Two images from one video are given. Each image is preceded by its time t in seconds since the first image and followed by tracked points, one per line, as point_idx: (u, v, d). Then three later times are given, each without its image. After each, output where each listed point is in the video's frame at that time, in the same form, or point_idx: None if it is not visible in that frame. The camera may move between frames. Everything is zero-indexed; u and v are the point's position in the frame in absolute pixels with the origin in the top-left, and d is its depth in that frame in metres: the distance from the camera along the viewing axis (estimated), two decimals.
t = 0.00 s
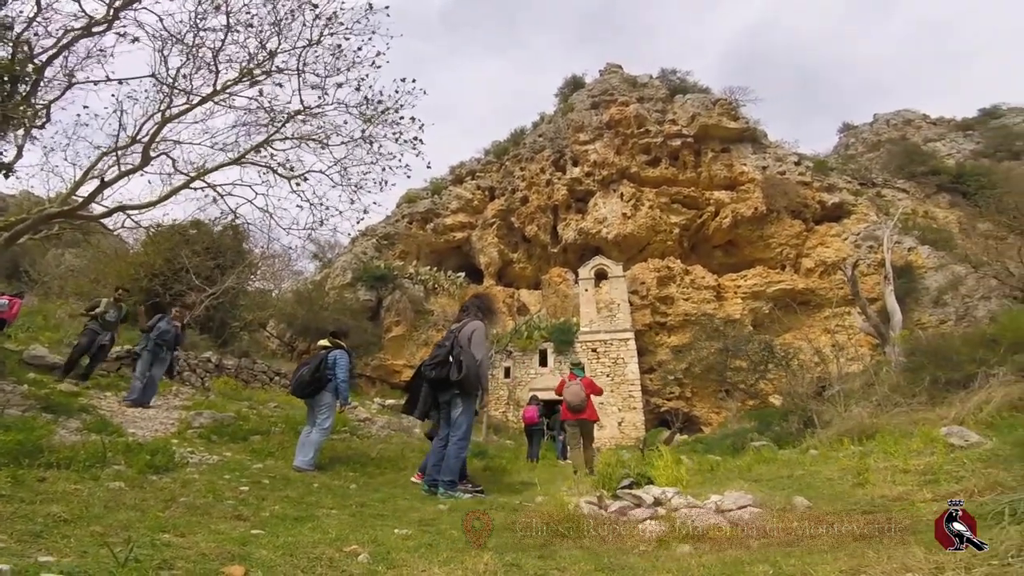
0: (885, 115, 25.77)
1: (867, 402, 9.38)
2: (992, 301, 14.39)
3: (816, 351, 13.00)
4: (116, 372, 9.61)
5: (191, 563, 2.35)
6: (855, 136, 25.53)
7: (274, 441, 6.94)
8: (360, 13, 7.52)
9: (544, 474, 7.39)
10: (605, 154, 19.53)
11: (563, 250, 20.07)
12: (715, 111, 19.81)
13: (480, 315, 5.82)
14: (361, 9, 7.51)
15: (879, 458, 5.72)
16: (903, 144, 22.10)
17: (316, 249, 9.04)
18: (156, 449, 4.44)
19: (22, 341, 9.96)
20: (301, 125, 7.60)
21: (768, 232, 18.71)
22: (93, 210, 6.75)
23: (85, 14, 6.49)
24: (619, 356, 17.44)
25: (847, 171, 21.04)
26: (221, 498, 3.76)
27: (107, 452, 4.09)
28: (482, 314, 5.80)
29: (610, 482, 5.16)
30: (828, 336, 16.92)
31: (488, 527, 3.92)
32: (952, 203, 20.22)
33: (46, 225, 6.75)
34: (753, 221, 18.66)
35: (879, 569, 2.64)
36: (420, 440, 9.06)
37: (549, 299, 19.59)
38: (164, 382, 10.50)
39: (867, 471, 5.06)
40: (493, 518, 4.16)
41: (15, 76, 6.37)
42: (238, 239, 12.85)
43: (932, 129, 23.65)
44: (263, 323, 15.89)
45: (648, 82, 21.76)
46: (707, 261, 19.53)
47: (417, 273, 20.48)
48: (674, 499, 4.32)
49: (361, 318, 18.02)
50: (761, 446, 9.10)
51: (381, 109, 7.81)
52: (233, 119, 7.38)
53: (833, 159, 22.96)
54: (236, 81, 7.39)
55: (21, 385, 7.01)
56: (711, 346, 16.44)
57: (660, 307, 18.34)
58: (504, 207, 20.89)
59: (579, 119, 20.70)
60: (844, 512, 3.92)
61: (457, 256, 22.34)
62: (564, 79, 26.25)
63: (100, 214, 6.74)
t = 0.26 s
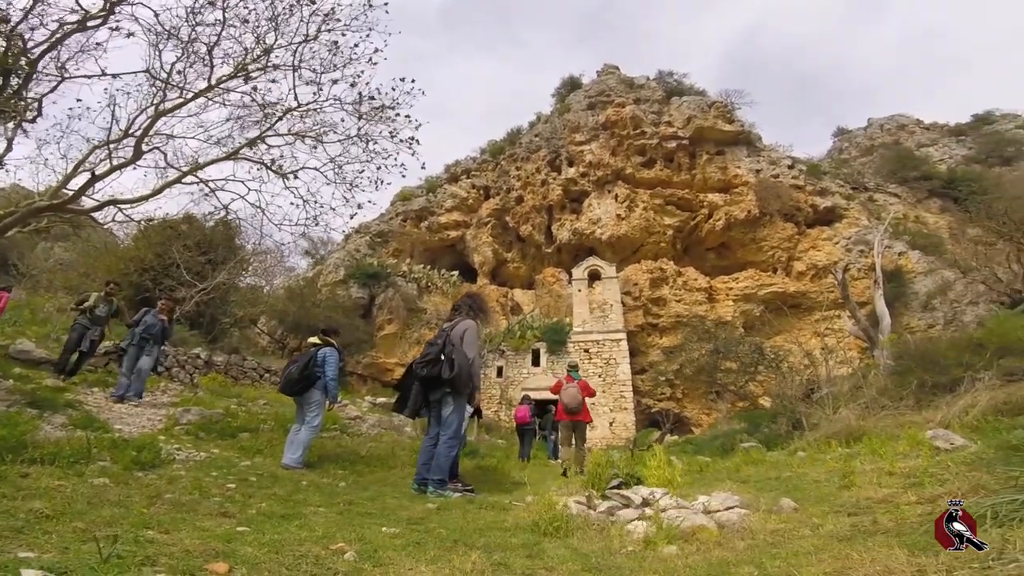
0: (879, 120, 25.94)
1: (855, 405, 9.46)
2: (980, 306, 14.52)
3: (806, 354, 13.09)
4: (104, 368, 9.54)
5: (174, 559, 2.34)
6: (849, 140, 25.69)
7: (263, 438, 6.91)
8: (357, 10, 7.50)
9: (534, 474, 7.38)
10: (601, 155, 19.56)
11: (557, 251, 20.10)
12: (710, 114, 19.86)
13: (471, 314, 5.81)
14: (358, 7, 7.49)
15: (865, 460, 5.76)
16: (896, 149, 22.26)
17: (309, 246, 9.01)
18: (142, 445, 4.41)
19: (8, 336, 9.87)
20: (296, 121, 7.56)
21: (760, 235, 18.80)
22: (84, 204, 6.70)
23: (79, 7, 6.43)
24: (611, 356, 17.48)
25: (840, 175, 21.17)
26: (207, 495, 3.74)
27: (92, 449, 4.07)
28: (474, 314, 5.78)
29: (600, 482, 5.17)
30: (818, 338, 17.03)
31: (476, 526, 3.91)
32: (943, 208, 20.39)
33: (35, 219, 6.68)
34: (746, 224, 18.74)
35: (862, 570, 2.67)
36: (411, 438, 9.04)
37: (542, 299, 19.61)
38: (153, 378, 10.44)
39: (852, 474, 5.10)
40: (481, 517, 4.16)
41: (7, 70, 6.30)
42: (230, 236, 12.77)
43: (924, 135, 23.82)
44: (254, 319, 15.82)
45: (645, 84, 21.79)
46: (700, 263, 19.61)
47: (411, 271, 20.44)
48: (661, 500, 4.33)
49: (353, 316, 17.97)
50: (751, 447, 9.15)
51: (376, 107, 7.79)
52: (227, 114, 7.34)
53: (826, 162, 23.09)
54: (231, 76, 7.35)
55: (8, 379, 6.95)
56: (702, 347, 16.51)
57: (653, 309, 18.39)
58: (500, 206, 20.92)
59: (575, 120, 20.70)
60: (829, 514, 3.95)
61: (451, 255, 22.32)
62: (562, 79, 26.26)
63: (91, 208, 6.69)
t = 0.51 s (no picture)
0: (872, 123, 26.08)
1: (845, 406, 9.52)
2: (969, 309, 14.65)
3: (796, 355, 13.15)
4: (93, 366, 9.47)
5: (160, 558, 2.32)
6: (843, 143, 25.82)
7: (254, 437, 6.87)
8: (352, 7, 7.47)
9: (527, 474, 7.39)
10: (596, 156, 19.58)
11: (552, 251, 20.12)
12: (706, 115, 19.91)
13: (466, 314, 5.79)
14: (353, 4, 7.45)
15: (853, 461, 5.81)
16: (888, 151, 22.39)
17: (302, 244, 8.97)
18: (130, 444, 4.38)
19: None
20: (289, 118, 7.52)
21: (753, 237, 18.88)
22: (74, 201, 6.64)
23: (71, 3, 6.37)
24: (604, 356, 17.51)
25: (833, 177, 21.28)
26: (195, 494, 3.72)
27: (80, 447, 4.04)
28: (468, 314, 5.77)
29: (590, 482, 5.18)
30: (809, 340, 17.13)
31: (467, 526, 3.91)
32: (934, 211, 20.54)
33: (23, 216, 6.61)
34: (739, 225, 18.81)
35: (849, 572, 2.68)
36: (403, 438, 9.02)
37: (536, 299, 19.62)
38: (142, 377, 10.38)
39: (840, 475, 5.12)
40: (472, 517, 4.15)
41: None
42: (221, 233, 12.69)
43: (916, 138, 23.98)
44: (246, 317, 15.76)
45: (640, 84, 21.82)
46: (693, 264, 19.67)
47: (405, 270, 20.40)
48: (652, 500, 4.35)
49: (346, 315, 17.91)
50: (742, 447, 9.19)
51: (370, 104, 7.76)
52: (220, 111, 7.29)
53: (819, 164, 23.22)
54: (224, 72, 7.30)
55: None
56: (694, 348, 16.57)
57: (646, 309, 18.44)
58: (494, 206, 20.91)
59: (571, 120, 20.69)
60: (818, 515, 3.97)
61: (445, 254, 22.29)
62: (557, 79, 26.27)
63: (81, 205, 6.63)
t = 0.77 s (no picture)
0: (866, 128, 26.24)
1: (834, 409, 9.59)
2: (958, 314, 14.78)
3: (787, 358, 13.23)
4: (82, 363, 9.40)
5: (145, 556, 2.31)
6: (836, 147, 25.98)
7: (243, 436, 6.83)
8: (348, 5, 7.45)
9: (519, 475, 7.39)
10: (591, 157, 19.61)
11: (547, 252, 20.15)
12: (702, 119, 19.98)
13: (460, 315, 5.79)
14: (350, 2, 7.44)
15: (841, 463, 5.85)
16: (881, 157, 22.55)
17: (295, 241, 8.94)
18: (117, 442, 4.35)
19: None
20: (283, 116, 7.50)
21: (746, 240, 18.96)
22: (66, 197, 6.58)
23: None
24: (597, 358, 17.53)
25: (826, 182, 21.41)
26: (182, 492, 3.70)
27: (66, 445, 4.01)
28: (462, 314, 5.76)
29: (581, 484, 5.18)
30: (800, 343, 17.24)
31: (457, 526, 3.92)
32: (925, 217, 20.71)
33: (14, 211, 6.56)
34: (732, 229, 18.90)
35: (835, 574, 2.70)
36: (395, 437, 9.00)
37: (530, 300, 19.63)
38: (131, 374, 10.31)
39: (828, 478, 5.15)
40: (462, 518, 4.14)
41: None
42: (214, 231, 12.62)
43: (909, 144, 24.16)
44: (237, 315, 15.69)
45: (637, 87, 21.87)
46: (686, 267, 19.75)
47: (399, 270, 20.35)
48: (640, 502, 4.36)
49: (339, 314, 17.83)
50: (731, 449, 9.23)
51: (365, 102, 7.75)
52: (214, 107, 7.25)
53: (813, 169, 23.35)
54: (219, 69, 7.26)
55: None
56: (686, 351, 16.63)
57: (639, 311, 18.48)
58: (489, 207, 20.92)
59: (567, 122, 20.69)
60: (805, 517, 3.99)
61: (440, 254, 22.26)
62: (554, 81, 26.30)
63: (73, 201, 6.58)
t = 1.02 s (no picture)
0: (861, 133, 26.39)
1: (825, 412, 9.64)
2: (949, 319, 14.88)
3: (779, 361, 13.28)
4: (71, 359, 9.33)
5: (129, 554, 2.29)
6: (831, 151, 26.10)
7: (233, 435, 6.79)
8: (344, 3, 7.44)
9: (512, 476, 7.39)
10: (588, 159, 19.64)
11: (542, 252, 20.16)
12: (698, 122, 20.04)
13: (453, 314, 5.77)
14: None
15: (830, 466, 5.88)
16: (875, 161, 22.68)
17: (289, 239, 8.91)
18: (105, 439, 4.32)
19: None
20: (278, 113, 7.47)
21: (741, 243, 19.01)
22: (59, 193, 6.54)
23: None
24: (591, 359, 17.55)
25: (820, 186, 21.51)
26: (171, 491, 3.67)
27: (54, 442, 3.98)
28: (456, 314, 5.75)
29: (573, 485, 5.18)
30: (792, 347, 17.31)
31: (447, 526, 3.91)
32: (918, 221, 20.85)
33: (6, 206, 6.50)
34: (726, 232, 18.95)
35: None
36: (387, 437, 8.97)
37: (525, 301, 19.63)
38: (120, 371, 10.24)
39: (817, 480, 5.17)
40: (453, 517, 4.13)
41: None
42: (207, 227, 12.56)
43: (902, 149, 24.31)
44: (230, 313, 15.63)
45: (634, 89, 21.92)
46: (681, 270, 19.81)
47: (393, 269, 20.29)
48: (631, 504, 4.36)
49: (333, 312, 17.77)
50: (722, 451, 9.26)
51: (360, 100, 7.73)
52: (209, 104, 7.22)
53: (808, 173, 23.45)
54: (214, 65, 7.23)
55: None
56: (678, 352, 16.68)
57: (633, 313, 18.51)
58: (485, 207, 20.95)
59: (564, 123, 20.62)
60: (794, 519, 4.00)
61: (434, 253, 22.22)
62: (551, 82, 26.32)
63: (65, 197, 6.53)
